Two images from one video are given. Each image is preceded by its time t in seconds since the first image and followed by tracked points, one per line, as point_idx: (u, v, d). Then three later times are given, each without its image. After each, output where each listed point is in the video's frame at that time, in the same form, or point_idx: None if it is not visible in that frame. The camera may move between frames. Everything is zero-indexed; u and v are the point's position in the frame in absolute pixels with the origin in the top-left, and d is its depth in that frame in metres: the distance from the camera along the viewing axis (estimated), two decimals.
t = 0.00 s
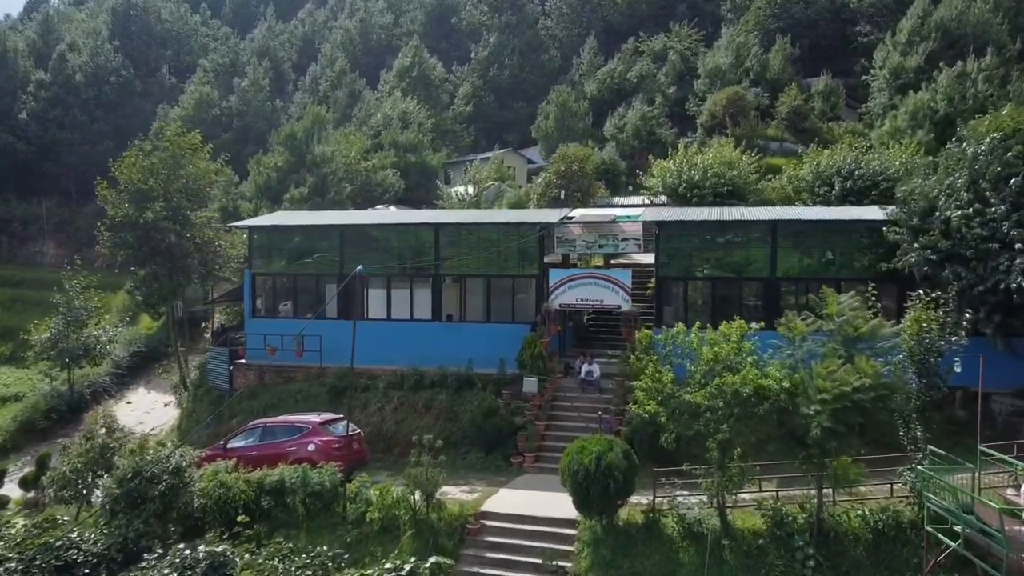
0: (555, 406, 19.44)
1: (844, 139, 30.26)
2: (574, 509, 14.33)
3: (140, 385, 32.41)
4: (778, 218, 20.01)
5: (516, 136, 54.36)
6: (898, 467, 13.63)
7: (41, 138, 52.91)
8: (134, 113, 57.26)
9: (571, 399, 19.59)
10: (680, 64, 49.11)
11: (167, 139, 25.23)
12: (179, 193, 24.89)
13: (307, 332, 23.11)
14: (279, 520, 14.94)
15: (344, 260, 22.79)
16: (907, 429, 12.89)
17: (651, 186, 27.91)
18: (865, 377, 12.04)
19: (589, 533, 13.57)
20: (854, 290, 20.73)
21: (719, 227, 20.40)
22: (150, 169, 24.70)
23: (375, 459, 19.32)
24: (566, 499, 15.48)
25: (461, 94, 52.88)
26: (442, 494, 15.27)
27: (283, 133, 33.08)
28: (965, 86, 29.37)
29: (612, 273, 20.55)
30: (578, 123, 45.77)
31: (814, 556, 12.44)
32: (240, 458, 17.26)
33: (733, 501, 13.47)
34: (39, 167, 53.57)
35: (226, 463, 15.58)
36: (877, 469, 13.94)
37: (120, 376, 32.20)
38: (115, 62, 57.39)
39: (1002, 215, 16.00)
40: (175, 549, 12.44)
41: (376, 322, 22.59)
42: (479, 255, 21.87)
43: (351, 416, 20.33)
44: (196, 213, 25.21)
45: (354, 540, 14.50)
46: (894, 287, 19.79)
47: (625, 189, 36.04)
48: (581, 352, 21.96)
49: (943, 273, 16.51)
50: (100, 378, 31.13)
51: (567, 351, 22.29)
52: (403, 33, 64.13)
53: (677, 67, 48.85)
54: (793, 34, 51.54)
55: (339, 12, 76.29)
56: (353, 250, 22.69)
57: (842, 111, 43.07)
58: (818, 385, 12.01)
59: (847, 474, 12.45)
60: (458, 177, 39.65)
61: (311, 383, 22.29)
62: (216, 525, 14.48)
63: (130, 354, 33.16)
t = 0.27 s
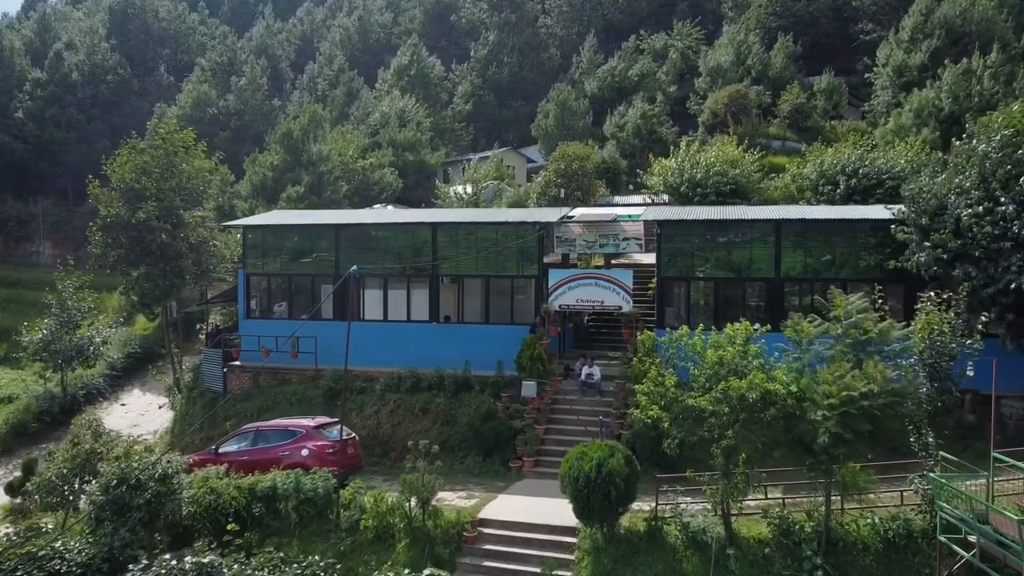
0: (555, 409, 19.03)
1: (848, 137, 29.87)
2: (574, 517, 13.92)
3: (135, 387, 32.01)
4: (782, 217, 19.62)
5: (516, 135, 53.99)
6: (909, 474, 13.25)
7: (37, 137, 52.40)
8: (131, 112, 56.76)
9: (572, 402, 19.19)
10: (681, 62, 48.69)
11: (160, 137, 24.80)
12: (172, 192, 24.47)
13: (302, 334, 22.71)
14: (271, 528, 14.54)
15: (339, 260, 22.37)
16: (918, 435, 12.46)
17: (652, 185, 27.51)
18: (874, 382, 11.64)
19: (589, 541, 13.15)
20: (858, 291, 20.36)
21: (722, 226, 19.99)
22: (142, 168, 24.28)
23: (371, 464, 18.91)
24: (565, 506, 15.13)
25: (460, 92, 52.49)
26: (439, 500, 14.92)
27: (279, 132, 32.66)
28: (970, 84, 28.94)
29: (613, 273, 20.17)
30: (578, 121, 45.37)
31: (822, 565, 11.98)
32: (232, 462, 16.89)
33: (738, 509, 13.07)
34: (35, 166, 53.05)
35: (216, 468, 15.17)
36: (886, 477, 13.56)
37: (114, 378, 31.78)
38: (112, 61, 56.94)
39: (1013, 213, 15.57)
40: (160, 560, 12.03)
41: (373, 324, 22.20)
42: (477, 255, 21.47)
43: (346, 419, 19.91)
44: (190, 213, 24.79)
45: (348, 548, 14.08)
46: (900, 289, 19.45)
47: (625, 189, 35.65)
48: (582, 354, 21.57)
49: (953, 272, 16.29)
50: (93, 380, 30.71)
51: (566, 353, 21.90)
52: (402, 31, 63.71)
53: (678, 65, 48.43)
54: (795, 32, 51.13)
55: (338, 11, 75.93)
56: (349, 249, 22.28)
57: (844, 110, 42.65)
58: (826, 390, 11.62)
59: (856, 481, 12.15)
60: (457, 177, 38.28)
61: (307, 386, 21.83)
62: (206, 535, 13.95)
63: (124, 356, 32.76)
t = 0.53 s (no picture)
0: (554, 412, 18.66)
1: (851, 136, 29.51)
2: (575, 524, 13.58)
3: (130, 389, 31.68)
4: (786, 216, 19.25)
5: (515, 134, 53.70)
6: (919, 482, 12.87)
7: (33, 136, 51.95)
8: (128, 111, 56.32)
9: (571, 405, 18.83)
10: (682, 60, 48.37)
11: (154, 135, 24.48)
12: (166, 192, 24.10)
13: (297, 335, 22.36)
14: (262, 534, 14.20)
15: (336, 260, 22.01)
16: (929, 441, 12.08)
17: (653, 184, 27.15)
18: (881, 387, 11.28)
19: (590, 549, 12.79)
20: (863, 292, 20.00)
21: (725, 225, 19.63)
22: (135, 166, 23.94)
23: (367, 468, 18.55)
24: (565, 512, 14.78)
25: (459, 91, 52.13)
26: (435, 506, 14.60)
27: (276, 130, 32.34)
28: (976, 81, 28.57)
29: (614, 274, 19.82)
30: (578, 120, 45.01)
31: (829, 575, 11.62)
32: (226, 467, 16.55)
33: (743, 516, 12.68)
34: (31, 165, 52.58)
35: (208, 473, 14.80)
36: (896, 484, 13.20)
37: (109, 379, 31.42)
38: (109, 59, 56.53)
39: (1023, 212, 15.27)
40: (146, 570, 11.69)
41: (369, 325, 21.84)
42: (476, 255, 21.11)
43: (342, 422, 19.56)
44: (184, 212, 24.42)
45: (341, 557, 13.67)
46: (909, 288, 19.08)
47: (626, 188, 35.31)
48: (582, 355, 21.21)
49: (964, 273, 16.17)
50: (87, 381, 30.34)
51: (566, 354, 21.55)
52: (401, 30, 63.33)
53: (679, 63, 48.09)
54: (796, 30, 50.76)
55: (337, 9, 75.63)
56: (345, 249, 21.92)
57: (847, 108, 42.28)
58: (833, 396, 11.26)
59: (866, 488, 11.63)
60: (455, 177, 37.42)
61: (303, 388, 21.43)
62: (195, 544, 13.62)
63: (119, 357, 32.43)
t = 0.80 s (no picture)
0: (554, 416, 18.22)
1: (855, 134, 29.10)
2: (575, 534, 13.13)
3: (123, 391, 31.24)
4: (791, 215, 18.83)
5: (515, 133, 53.26)
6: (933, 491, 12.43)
7: (29, 135, 51.43)
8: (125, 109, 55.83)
9: (571, 409, 18.38)
10: (683, 58, 47.94)
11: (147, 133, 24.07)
12: (158, 191, 23.68)
13: (292, 337, 21.93)
14: (252, 543, 13.78)
15: (331, 260, 21.58)
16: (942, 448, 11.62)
17: (654, 182, 26.72)
18: (891, 393, 10.89)
19: (591, 559, 12.31)
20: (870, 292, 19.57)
21: (729, 225, 19.19)
22: (127, 165, 23.53)
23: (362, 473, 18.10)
24: (564, 520, 14.40)
25: (458, 89, 51.71)
26: (431, 513, 14.17)
27: (271, 128, 31.93)
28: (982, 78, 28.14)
29: (615, 274, 19.37)
30: (578, 119, 44.58)
31: None
32: (216, 473, 16.10)
33: (749, 525, 12.22)
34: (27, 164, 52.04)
35: (197, 480, 14.34)
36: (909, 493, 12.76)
37: (102, 381, 30.97)
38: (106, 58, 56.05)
39: None
40: None
41: (365, 326, 21.40)
42: (474, 255, 20.68)
43: (337, 426, 19.12)
44: (176, 211, 23.99)
45: (335, 566, 13.31)
46: (919, 289, 18.64)
47: (627, 187, 34.90)
48: (582, 357, 20.77)
49: (975, 273, 15.90)
50: (80, 383, 29.88)
51: (566, 356, 21.11)
52: (400, 28, 62.91)
53: (680, 61, 47.63)
54: (798, 28, 50.35)
55: (336, 8, 75.23)
56: (340, 249, 21.49)
57: (850, 106, 41.86)
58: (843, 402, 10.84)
59: (877, 496, 11.27)
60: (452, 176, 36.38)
61: (298, 391, 21.00)
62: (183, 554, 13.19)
63: (113, 359, 31.98)
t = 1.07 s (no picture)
0: (554, 420, 17.76)
1: (859, 131, 28.67)
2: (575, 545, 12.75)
3: (117, 393, 30.80)
4: (797, 214, 18.39)
5: (514, 132, 52.86)
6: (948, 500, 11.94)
7: (25, 134, 50.95)
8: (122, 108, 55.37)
9: (571, 412, 17.92)
10: (684, 56, 47.49)
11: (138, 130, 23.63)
12: (149, 189, 23.24)
13: (285, 338, 21.47)
14: (241, 553, 13.30)
15: (326, 259, 21.12)
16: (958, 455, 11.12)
17: (655, 180, 26.26)
18: (905, 400, 10.44)
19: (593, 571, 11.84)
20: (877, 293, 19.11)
21: (732, 224, 18.74)
22: (118, 163, 23.09)
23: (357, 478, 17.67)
24: (564, 528, 14.03)
25: (457, 88, 51.33)
26: (427, 522, 13.74)
27: (267, 126, 31.51)
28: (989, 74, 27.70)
29: (616, 274, 18.92)
30: (579, 117, 44.14)
31: None
32: (207, 479, 15.66)
33: (756, 535, 11.75)
34: (23, 164, 51.57)
35: (185, 486, 13.89)
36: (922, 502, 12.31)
37: (96, 382, 30.53)
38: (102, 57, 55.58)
39: None
40: None
41: (360, 327, 20.94)
42: (472, 254, 20.22)
43: (332, 430, 18.67)
44: (168, 210, 23.55)
45: None
46: (929, 292, 18.15)
47: (628, 186, 34.49)
48: (583, 360, 20.32)
49: (986, 272, 15.58)
50: (73, 385, 29.43)
51: (566, 358, 20.66)
52: (399, 26, 62.48)
53: (681, 59, 47.18)
54: (800, 26, 49.93)
55: (335, 6, 74.82)
56: (335, 249, 21.03)
57: (853, 104, 41.41)
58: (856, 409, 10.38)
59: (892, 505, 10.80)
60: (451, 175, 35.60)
61: (291, 393, 20.56)
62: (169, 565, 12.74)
63: (106, 360, 31.55)
